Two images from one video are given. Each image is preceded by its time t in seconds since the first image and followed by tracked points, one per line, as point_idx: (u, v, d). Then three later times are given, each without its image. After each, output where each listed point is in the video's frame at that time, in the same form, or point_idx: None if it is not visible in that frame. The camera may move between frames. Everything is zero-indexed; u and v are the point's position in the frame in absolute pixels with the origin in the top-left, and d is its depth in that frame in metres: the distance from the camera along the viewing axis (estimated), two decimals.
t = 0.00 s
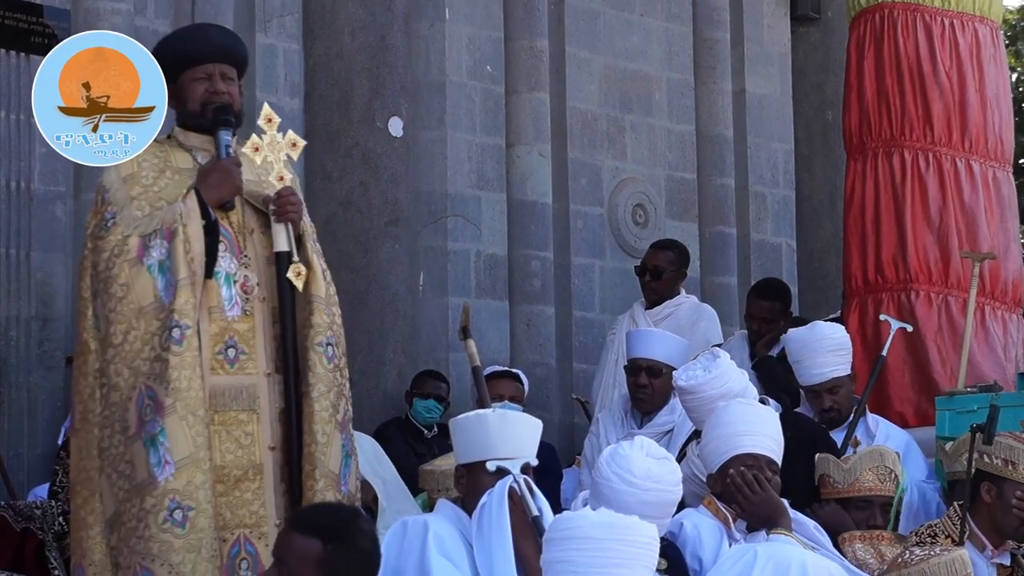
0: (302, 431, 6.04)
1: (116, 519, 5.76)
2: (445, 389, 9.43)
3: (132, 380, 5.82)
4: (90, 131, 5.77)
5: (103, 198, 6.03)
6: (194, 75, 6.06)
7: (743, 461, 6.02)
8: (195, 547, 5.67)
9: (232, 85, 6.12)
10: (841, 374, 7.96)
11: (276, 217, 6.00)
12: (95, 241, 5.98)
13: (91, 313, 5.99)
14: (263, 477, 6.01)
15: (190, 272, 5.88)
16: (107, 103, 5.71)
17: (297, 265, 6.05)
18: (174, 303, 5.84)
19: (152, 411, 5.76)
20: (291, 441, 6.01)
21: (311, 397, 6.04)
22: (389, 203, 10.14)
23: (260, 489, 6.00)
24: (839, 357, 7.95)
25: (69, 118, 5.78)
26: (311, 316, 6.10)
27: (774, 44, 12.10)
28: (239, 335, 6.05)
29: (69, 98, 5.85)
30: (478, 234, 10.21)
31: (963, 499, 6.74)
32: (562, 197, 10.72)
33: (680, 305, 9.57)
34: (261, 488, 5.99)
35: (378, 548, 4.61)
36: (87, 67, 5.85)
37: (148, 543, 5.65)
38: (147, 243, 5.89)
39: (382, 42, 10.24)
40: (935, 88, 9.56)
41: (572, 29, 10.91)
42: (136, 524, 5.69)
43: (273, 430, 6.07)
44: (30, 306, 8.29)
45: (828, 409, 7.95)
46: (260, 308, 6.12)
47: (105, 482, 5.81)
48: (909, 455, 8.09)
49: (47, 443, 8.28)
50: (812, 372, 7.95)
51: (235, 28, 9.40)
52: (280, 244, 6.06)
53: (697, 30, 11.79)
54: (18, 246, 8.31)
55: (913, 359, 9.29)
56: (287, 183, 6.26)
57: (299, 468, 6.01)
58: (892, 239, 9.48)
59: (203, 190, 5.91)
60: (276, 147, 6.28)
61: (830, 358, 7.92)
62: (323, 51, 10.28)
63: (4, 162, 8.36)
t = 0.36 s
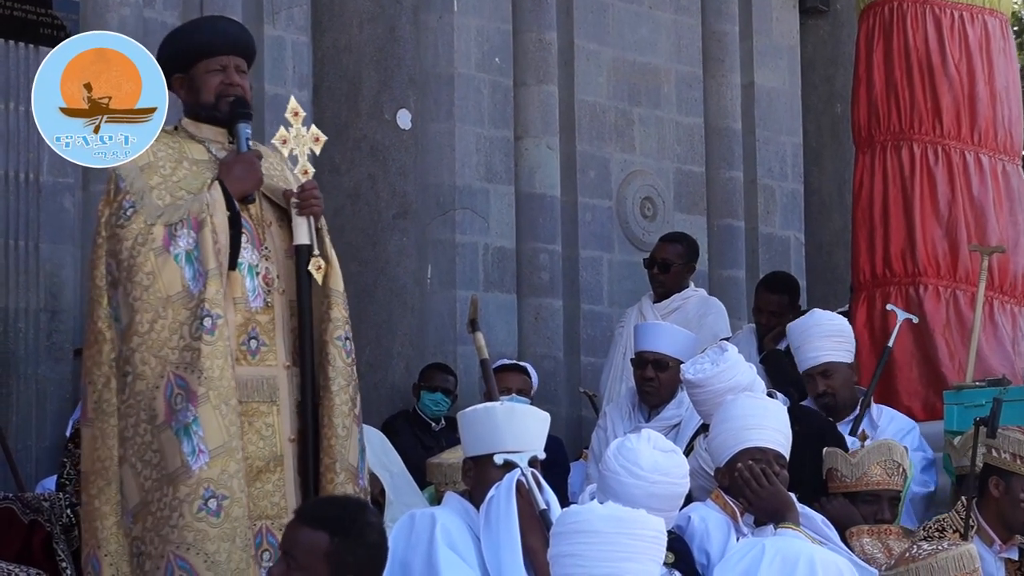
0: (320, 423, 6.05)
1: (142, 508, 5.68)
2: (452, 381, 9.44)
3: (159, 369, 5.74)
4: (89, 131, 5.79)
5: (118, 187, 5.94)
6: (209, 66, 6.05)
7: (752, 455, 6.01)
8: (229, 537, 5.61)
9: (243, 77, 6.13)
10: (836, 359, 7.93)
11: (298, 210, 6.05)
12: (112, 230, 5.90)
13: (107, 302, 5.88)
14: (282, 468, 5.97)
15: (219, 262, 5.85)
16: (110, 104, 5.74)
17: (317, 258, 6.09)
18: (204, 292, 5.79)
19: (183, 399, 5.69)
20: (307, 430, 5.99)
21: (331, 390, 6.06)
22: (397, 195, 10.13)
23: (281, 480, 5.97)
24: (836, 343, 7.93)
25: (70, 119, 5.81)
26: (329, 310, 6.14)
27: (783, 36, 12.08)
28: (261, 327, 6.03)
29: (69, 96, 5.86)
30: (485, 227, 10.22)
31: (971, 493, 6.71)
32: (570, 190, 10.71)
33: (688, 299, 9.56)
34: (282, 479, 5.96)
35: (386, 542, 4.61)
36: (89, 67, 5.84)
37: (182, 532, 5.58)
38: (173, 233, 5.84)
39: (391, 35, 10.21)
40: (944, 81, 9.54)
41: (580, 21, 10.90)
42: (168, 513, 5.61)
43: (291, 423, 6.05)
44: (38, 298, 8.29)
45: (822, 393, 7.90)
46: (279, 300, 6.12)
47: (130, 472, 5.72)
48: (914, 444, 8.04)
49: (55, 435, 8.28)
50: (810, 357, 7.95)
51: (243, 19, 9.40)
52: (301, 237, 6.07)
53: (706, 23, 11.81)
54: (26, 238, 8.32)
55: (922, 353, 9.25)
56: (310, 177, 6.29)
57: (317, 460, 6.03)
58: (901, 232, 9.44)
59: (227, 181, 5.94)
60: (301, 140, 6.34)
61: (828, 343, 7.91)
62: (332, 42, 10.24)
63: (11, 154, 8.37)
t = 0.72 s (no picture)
0: (329, 422, 6.06)
1: (158, 505, 5.66)
2: (456, 380, 9.43)
3: (174, 365, 5.71)
4: (91, 132, 5.73)
5: (127, 181, 5.89)
6: (218, 64, 6.03)
7: (756, 453, 6.01)
8: (248, 534, 5.61)
9: (251, 75, 6.12)
10: (824, 357, 7.89)
11: (308, 209, 6.05)
12: (121, 226, 5.85)
13: (116, 297, 5.83)
14: (290, 467, 5.98)
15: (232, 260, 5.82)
16: (111, 105, 5.70)
17: (326, 257, 6.08)
18: (220, 289, 5.77)
19: (200, 396, 5.68)
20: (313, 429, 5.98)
21: (340, 389, 6.08)
22: (401, 194, 10.17)
23: (288, 479, 5.97)
24: (822, 341, 7.89)
25: (71, 120, 5.74)
26: (337, 309, 6.15)
27: (787, 34, 12.06)
28: (270, 326, 6.01)
29: (70, 98, 5.80)
30: (490, 226, 10.20)
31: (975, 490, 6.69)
32: (574, 188, 10.71)
33: (692, 297, 9.56)
34: (289, 478, 5.96)
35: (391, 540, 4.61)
36: (90, 68, 5.80)
37: (202, 529, 5.56)
38: (187, 229, 5.81)
39: (395, 33, 10.25)
40: (949, 80, 9.43)
41: (584, 20, 10.89)
42: (186, 510, 5.59)
43: (299, 422, 6.04)
44: (43, 297, 8.30)
45: (812, 390, 7.91)
46: (287, 301, 6.10)
47: (145, 468, 5.70)
48: (918, 443, 8.01)
49: (60, 433, 8.29)
50: (796, 356, 7.95)
51: (247, 19, 9.40)
52: (310, 236, 6.04)
53: (710, 21, 11.78)
54: (30, 237, 8.33)
55: (925, 351, 9.17)
56: (321, 176, 6.21)
57: (325, 460, 6.02)
58: (905, 231, 9.34)
59: (239, 179, 5.90)
60: (313, 140, 6.35)
61: (812, 342, 7.89)
62: (336, 42, 10.34)
63: (16, 153, 8.37)
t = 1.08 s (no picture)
0: (332, 420, 6.06)
1: (159, 502, 5.63)
2: (458, 377, 9.43)
3: (178, 363, 5.68)
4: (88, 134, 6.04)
5: (130, 177, 5.85)
6: (222, 62, 6.01)
7: (757, 450, 6.01)
8: (251, 533, 5.59)
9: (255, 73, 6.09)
10: (827, 353, 7.90)
11: (312, 207, 6.03)
12: (124, 222, 5.81)
13: (117, 293, 5.80)
14: (292, 465, 5.96)
15: (236, 259, 5.80)
16: (108, 107, 5.91)
17: (329, 254, 6.05)
18: (225, 288, 5.75)
19: (205, 395, 5.65)
20: (316, 428, 5.99)
21: (342, 387, 6.08)
22: (403, 189, 10.16)
23: (289, 477, 5.95)
24: (825, 338, 7.90)
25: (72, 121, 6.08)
26: (340, 307, 6.14)
27: (789, 32, 12.06)
28: (273, 324, 6.01)
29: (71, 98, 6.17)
30: (492, 223, 10.20)
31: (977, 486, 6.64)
32: (576, 184, 10.70)
33: (694, 294, 9.56)
34: (290, 477, 5.95)
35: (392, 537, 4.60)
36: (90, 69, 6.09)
37: (205, 527, 5.53)
38: (191, 227, 5.78)
39: (397, 30, 10.24)
40: (951, 76, 9.41)
41: (586, 17, 10.89)
42: (190, 509, 5.55)
43: (301, 420, 6.04)
44: (44, 293, 8.30)
45: (813, 386, 7.92)
46: (290, 298, 6.11)
47: (146, 465, 5.66)
48: (919, 439, 8.01)
49: (62, 429, 8.29)
50: (800, 352, 7.97)
51: (249, 15, 9.40)
52: (314, 234, 6.04)
53: (712, 18, 11.79)
54: (32, 234, 8.33)
55: (927, 349, 9.16)
56: (325, 173, 6.18)
57: (328, 457, 6.02)
58: (907, 228, 9.34)
59: (244, 175, 5.89)
60: (317, 138, 6.35)
61: (815, 338, 7.91)
62: (338, 38, 10.29)
63: (18, 150, 8.36)
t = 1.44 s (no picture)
0: (332, 426, 6.05)
1: (162, 509, 5.62)
2: (459, 381, 9.42)
3: (181, 370, 5.67)
4: (89, 134, 6.41)
5: (130, 182, 5.82)
6: (221, 67, 6.02)
7: (758, 455, 6.02)
8: (254, 541, 5.58)
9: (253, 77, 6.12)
10: (826, 358, 7.89)
11: (314, 211, 6.07)
12: (125, 227, 5.78)
13: (118, 299, 5.79)
14: (292, 471, 5.96)
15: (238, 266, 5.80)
16: (107, 109, 6.23)
17: (329, 261, 6.11)
18: (228, 295, 5.76)
19: (208, 402, 5.64)
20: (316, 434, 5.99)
21: (342, 392, 6.08)
22: (404, 193, 10.16)
23: (290, 483, 5.95)
24: (823, 342, 7.89)
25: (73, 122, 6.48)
26: (340, 312, 6.15)
27: (790, 35, 12.06)
28: (275, 330, 6.01)
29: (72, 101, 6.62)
30: (493, 227, 10.20)
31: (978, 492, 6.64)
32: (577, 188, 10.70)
33: (695, 298, 9.56)
34: (291, 482, 5.94)
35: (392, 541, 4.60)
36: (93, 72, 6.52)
37: (209, 536, 5.51)
38: (195, 234, 5.78)
39: (397, 33, 10.26)
40: (952, 80, 9.41)
41: (587, 21, 10.89)
42: (193, 516, 5.54)
43: (301, 425, 6.04)
44: (45, 298, 8.30)
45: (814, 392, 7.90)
46: (292, 304, 6.11)
47: (147, 472, 5.64)
48: (921, 444, 8.01)
49: (62, 433, 8.29)
50: (797, 358, 7.95)
51: (250, 19, 9.41)
52: (314, 238, 6.06)
53: (712, 22, 11.78)
54: (33, 237, 8.33)
55: (928, 352, 9.14)
56: (325, 179, 6.22)
57: (329, 463, 6.02)
58: (908, 232, 9.33)
59: (245, 183, 5.92)
60: (318, 143, 6.36)
61: (812, 344, 7.89)
62: (338, 42, 10.28)
63: (19, 153, 8.37)
